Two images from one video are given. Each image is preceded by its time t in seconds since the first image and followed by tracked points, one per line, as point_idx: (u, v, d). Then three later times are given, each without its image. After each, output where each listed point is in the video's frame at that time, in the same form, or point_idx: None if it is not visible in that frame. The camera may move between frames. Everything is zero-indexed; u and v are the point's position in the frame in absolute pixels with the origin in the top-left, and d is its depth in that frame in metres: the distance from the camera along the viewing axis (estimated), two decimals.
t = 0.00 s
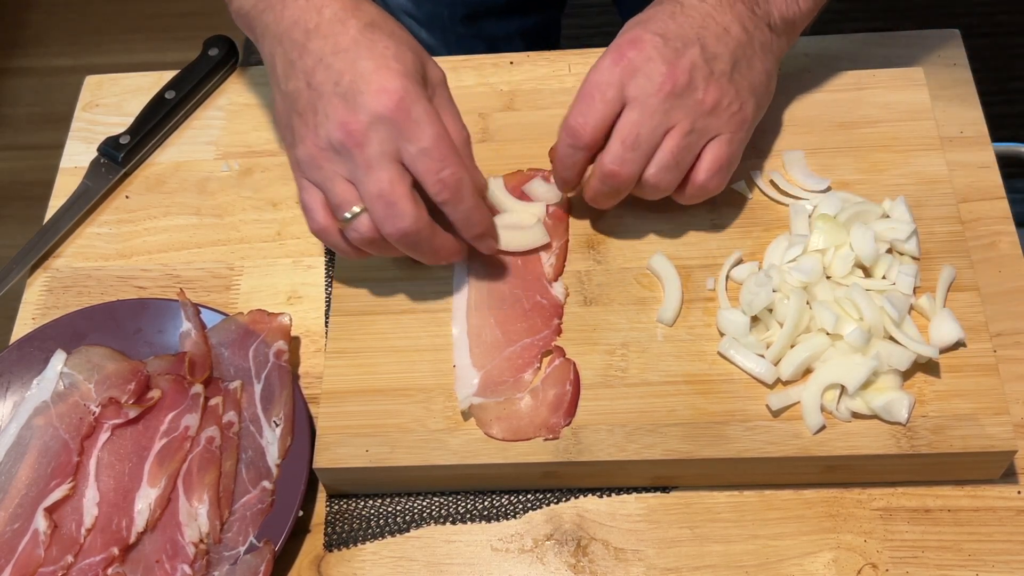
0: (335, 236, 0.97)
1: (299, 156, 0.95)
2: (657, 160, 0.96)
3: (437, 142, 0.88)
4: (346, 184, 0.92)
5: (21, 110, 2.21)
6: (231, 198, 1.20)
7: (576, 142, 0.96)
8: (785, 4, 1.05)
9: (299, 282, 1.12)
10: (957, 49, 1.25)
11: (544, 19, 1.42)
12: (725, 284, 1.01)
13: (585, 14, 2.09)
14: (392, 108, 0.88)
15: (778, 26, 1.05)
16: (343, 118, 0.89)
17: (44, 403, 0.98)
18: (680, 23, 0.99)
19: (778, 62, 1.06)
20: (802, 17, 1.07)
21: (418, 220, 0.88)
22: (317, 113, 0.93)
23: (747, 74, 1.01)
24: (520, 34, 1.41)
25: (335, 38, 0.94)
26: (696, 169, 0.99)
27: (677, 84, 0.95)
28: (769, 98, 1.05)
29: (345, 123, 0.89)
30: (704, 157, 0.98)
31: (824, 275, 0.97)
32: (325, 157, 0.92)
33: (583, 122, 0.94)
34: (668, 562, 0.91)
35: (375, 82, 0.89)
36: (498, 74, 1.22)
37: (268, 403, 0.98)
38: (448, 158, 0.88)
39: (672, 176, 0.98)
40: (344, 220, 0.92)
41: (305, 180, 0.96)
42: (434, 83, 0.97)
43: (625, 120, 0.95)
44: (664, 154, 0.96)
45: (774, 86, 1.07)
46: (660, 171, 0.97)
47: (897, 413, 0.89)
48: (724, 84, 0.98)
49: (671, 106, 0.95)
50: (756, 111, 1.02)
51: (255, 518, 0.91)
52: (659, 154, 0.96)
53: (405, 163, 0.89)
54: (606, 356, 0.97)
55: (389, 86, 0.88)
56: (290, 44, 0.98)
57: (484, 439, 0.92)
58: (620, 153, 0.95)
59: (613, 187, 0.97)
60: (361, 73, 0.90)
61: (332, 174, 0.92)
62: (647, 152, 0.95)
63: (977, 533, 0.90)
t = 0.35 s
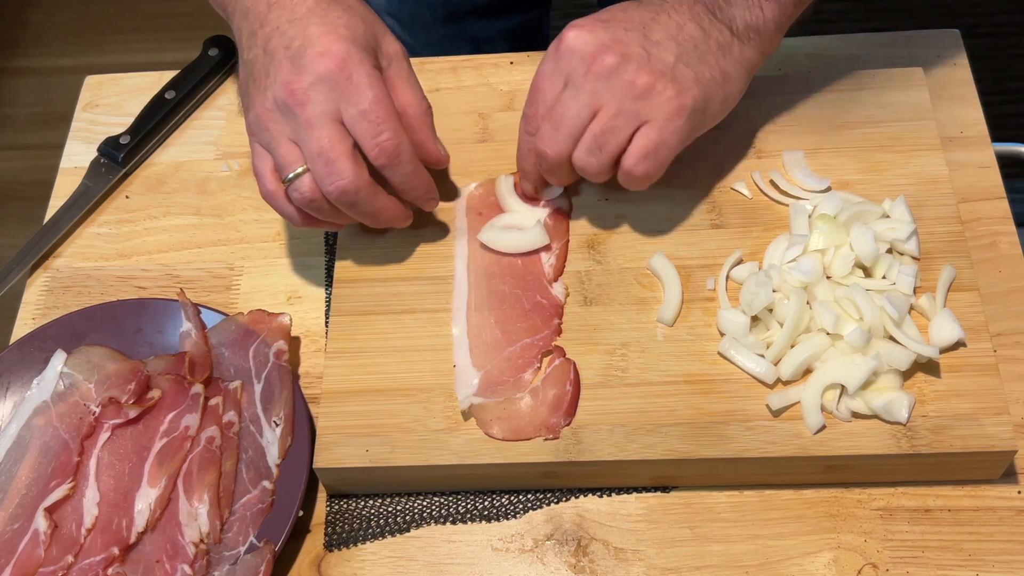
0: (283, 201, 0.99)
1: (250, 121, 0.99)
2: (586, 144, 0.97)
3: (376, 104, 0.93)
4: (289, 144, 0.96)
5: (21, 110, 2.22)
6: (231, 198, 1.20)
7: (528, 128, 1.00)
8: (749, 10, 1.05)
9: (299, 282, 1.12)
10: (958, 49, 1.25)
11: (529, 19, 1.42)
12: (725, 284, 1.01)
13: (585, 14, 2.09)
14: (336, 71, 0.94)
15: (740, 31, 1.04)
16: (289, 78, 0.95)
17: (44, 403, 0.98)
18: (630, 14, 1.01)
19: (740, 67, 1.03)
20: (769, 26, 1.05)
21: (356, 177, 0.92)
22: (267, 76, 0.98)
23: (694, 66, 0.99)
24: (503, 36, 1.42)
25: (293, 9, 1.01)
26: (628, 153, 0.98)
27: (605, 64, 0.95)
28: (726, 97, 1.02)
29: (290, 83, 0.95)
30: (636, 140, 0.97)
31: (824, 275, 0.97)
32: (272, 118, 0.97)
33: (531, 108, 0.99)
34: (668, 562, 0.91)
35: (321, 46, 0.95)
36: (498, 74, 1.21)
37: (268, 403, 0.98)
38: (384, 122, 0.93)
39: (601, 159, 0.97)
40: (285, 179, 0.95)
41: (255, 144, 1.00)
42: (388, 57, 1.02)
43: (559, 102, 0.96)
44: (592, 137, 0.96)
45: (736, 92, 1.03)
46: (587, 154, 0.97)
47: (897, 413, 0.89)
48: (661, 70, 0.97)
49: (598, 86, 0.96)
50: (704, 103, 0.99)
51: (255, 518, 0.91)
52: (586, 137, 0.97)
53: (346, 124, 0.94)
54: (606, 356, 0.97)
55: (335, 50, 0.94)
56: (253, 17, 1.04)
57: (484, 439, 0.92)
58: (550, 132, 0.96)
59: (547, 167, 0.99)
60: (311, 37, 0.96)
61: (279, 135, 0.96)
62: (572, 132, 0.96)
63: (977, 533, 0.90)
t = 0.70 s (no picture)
0: (309, 187, 1.00)
1: (273, 109, 1.00)
2: (592, 146, 0.97)
3: (401, 86, 0.94)
4: (314, 129, 0.97)
5: (21, 110, 2.22)
6: (231, 198, 1.20)
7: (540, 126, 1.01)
8: (764, 20, 1.00)
9: (299, 282, 1.12)
10: (958, 49, 1.25)
11: (527, 19, 1.41)
12: (725, 284, 1.01)
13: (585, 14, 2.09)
14: (359, 56, 0.95)
15: (754, 43, 1.00)
16: (313, 65, 0.96)
17: (43, 403, 0.98)
18: (648, 18, 1.01)
19: (753, 81, 1.00)
20: (785, 40, 1.00)
21: (383, 159, 0.93)
22: (289, 64, 0.99)
23: (705, 77, 0.97)
24: (501, 36, 1.41)
25: None
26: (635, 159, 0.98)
27: (616, 68, 0.96)
28: (737, 110, 1.00)
29: (314, 69, 0.96)
30: (643, 145, 0.97)
31: (824, 275, 0.97)
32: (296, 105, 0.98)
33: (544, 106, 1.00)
34: (668, 562, 0.91)
35: (343, 32, 0.96)
36: (498, 74, 1.22)
37: (268, 403, 0.98)
38: (410, 104, 0.94)
39: (607, 162, 0.98)
40: (311, 164, 0.97)
41: (278, 131, 1.01)
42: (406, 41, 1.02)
43: (570, 105, 0.97)
44: (599, 139, 0.97)
45: (748, 106, 1.01)
46: (592, 156, 0.97)
47: (897, 413, 0.89)
48: (673, 77, 0.96)
49: (609, 91, 0.96)
50: (715, 114, 0.98)
51: (255, 518, 0.91)
52: (593, 139, 0.97)
53: (371, 107, 0.95)
54: (606, 356, 0.97)
55: (356, 36, 0.95)
56: (271, 11, 1.04)
57: (484, 439, 0.92)
58: (558, 131, 0.97)
59: (552, 167, 1.00)
60: (332, 25, 0.97)
61: (303, 121, 0.97)
62: (579, 133, 0.97)
63: (977, 533, 0.90)
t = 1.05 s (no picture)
0: (355, 190, 1.01)
1: (319, 115, 1.02)
2: (567, 144, 0.97)
3: (449, 87, 0.95)
4: (362, 132, 0.98)
5: (21, 110, 2.22)
6: (231, 198, 1.20)
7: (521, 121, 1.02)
8: (757, 40, 0.98)
9: (299, 282, 1.12)
10: (958, 49, 1.25)
11: (534, 20, 1.41)
12: (725, 284, 1.01)
13: (584, 15, 2.09)
14: (407, 59, 0.96)
15: (743, 61, 0.99)
16: (362, 70, 0.97)
17: (43, 403, 0.98)
18: (644, 26, 1.02)
19: (739, 99, 0.99)
20: (777, 59, 0.98)
21: (430, 159, 0.94)
22: (336, 71, 1.00)
23: (686, 87, 0.97)
24: (509, 36, 1.41)
25: (353, 7, 1.02)
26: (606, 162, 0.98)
27: (600, 68, 0.97)
28: (718, 125, 1.00)
29: (363, 74, 0.97)
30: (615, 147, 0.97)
31: (824, 275, 0.97)
32: (343, 110, 0.99)
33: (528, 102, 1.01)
34: (668, 562, 0.91)
35: (391, 38, 0.97)
36: (498, 74, 1.22)
37: (268, 403, 0.98)
38: (457, 103, 0.94)
39: (579, 161, 0.97)
40: (358, 166, 0.97)
41: (324, 137, 1.02)
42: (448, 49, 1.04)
43: (551, 100, 0.98)
44: (574, 136, 0.97)
45: (732, 122, 1.01)
46: (565, 154, 0.97)
47: (897, 413, 0.89)
48: (653, 84, 0.97)
49: (589, 90, 0.96)
50: (692, 127, 0.98)
51: (255, 518, 0.91)
52: (568, 136, 0.97)
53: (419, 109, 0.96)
54: (606, 356, 0.97)
55: (404, 42, 0.97)
56: (313, 21, 1.05)
57: (484, 439, 0.92)
58: (537, 124, 0.98)
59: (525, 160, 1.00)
60: (379, 31, 0.98)
61: (348, 125, 0.98)
62: (555, 127, 0.97)
63: (977, 533, 0.90)
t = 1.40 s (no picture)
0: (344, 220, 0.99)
1: (320, 144, 1.00)
2: (586, 158, 0.97)
3: (439, 128, 0.91)
4: (355, 166, 0.95)
5: (20, 110, 2.22)
6: (231, 198, 1.20)
7: (537, 131, 1.01)
8: (773, 53, 0.99)
9: (299, 282, 1.12)
10: (959, 49, 1.25)
11: (543, 20, 1.43)
12: (725, 284, 1.01)
13: (585, 15, 2.09)
14: (401, 97, 0.92)
15: (760, 74, 0.99)
16: (358, 106, 0.94)
17: (43, 403, 0.98)
18: (661, 37, 1.01)
19: (756, 111, 1.00)
20: (792, 72, 0.99)
21: (412, 202, 0.90)
22: (335, 103, 0.97)
23: (708, 103, 0.97)
24: (519, 35, 1.41)
25: (355, 34, 0.98)
26: (625, 177, 0.98)
27: (623, 83, 0.96)
28: (735, 140, 1.00)
29: (359, 111, 0.94)
30: (635, 163, 0.97)
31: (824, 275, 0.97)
32: (339, 143, 0.96)
33: (545, 114, 1.00)
34: (668, 562, 0.91)
35: (387, 73, 0.93)
36: (498, 73, 1.22)
37: (268, 403, 0.98)
38: (444, 148, 0.91)
39: (596, 174, 0.97)
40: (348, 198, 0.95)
41: (324, 165, 1.01)
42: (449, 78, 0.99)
43: (571, 114, 0.98)
44: (595, 151, 0.96)
45: (748, 135, 1.01)
46: (585, 167, 0.97)
47: (897, 413, 0.89)
48: (675, 100, 0.96)
49: (612, 105, 0.96)
50: (711, 143, 0.98)
51: (255, 518, 0.91)
52: (588, 150, 0.97)
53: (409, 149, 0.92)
54: (606, 355, 0.97)
55: (400, 75, 0.93)
56: (317, 48, 1.02)
57: (484, 439, 0.92)
58: (556, 137, 0.97)
59: (541, 172, 0.99)
60: (375, 64, 0.95)
61: (344, 159, 0.96)
62: (576, 141, 0.96)
63: (977, 533, 0.90)
